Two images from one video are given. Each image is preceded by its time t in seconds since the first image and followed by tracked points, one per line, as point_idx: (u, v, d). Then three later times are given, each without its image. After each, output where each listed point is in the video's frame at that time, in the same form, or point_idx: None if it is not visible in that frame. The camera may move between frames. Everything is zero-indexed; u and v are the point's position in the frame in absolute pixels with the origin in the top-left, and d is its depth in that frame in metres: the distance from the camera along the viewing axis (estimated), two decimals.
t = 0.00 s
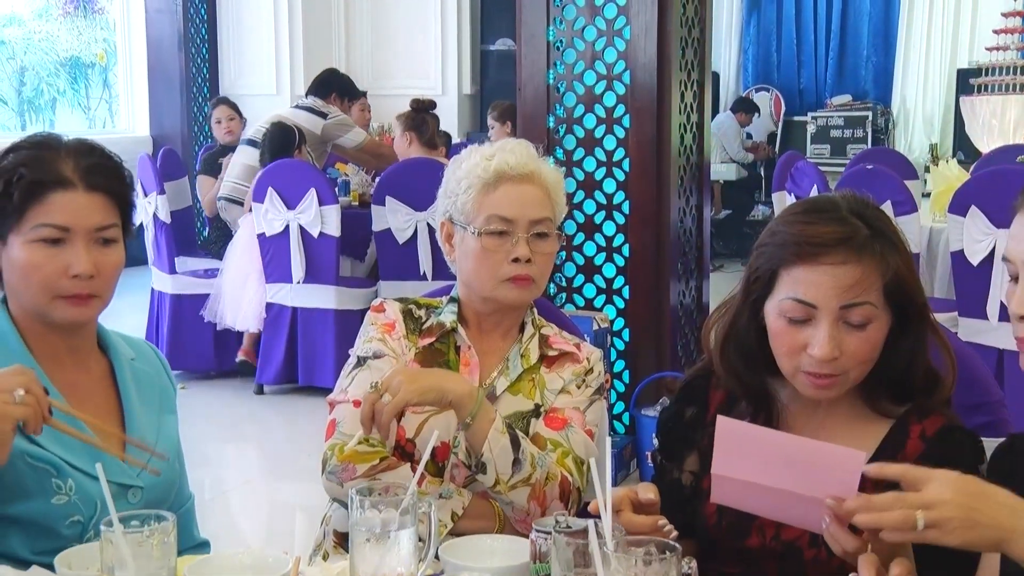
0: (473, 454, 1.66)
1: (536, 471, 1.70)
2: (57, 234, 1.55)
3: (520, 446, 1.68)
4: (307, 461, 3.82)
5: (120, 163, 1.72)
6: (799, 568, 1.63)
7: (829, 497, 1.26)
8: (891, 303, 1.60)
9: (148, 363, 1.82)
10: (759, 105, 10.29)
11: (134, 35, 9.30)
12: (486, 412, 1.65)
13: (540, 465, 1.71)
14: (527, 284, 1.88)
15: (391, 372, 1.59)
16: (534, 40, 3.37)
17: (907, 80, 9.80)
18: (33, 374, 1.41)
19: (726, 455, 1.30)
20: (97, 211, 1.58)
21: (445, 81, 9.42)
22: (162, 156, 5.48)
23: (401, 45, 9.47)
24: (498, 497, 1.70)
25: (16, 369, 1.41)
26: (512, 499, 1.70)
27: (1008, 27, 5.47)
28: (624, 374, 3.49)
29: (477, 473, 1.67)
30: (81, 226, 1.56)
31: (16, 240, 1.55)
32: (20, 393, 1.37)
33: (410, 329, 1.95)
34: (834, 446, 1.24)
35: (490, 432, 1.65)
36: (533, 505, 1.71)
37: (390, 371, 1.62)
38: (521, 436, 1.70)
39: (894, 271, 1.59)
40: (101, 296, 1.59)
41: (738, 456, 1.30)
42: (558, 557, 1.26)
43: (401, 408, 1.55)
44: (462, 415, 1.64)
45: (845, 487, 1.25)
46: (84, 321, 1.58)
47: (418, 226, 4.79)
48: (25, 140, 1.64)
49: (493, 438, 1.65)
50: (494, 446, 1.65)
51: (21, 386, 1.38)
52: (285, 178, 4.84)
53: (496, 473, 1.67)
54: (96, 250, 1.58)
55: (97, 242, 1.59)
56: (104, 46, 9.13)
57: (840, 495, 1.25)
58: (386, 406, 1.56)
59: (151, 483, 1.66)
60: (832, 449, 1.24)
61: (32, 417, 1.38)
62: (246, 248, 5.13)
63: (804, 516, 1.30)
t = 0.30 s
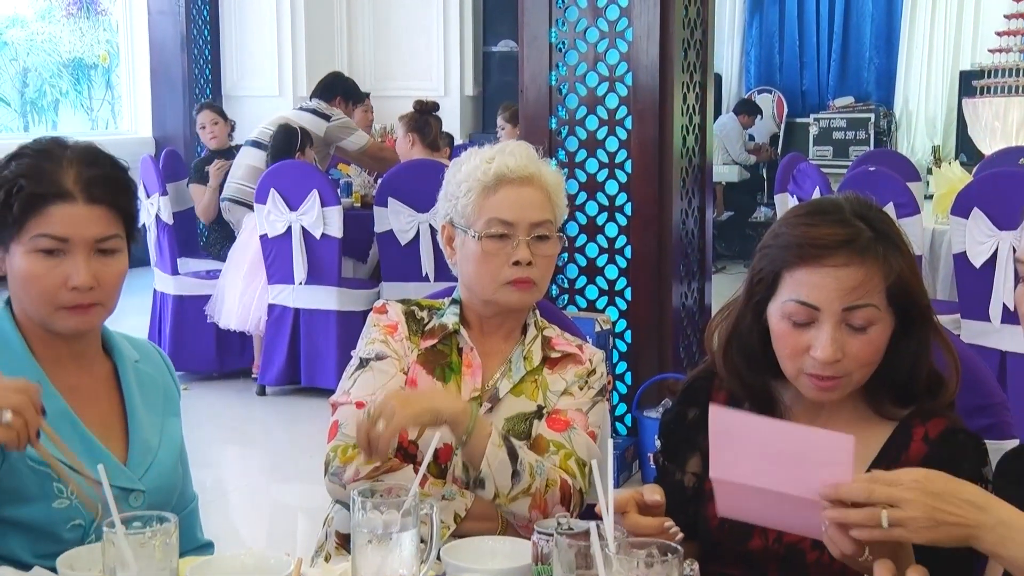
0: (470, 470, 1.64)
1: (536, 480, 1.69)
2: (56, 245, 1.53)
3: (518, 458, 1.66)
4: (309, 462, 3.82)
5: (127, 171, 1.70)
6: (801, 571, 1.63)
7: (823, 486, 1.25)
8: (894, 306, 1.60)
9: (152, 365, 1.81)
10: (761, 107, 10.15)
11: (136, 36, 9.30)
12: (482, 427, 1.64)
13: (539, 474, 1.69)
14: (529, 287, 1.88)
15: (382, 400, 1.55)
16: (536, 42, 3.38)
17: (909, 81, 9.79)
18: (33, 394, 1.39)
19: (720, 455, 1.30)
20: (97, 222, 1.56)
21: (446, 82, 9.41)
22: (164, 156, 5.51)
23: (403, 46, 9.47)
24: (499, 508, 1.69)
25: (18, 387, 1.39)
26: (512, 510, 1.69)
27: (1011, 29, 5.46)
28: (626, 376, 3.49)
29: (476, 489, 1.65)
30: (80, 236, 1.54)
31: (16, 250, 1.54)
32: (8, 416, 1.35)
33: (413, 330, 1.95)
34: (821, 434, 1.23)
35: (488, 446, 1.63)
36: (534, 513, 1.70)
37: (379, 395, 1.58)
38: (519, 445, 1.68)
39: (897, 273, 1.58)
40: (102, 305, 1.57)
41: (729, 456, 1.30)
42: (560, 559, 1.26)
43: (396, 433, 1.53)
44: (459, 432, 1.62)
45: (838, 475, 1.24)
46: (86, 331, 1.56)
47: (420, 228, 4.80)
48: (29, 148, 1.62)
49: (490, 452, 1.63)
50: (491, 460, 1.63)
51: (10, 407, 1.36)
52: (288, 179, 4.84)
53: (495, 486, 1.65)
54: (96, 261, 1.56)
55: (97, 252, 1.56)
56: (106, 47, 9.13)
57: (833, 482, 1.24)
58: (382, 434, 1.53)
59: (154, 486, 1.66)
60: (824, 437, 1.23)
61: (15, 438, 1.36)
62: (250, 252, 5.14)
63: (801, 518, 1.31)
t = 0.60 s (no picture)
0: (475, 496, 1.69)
1: (543, 492, 1.72)
2: (70, 253, 1.54)
3: (523, 475, 1.71)
4: (318, 463, 3.82)
5: (143, 177, 1.71)
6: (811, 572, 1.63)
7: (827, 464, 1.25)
8: (905, 304, 1.59)
9: (159, 367, 1.82)
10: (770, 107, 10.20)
11: (147, 37, 9.32)
12: (484, 453, 1.67)
13: (544, 485, 1.73)
14: (537, 288, 1.88)
15: (386, 443, 1.59)
16: (545, 42, 3.35)
17: (919, 82, 9.77)
18: (72, 428, 1.36)
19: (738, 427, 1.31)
20: (112, 233, 1.56)
21: (456, 83, 9.41)
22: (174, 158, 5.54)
23: (412, 48, 9.48)
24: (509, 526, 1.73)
25: (60, 420, 1.36)
26: (522, 525, 1.73)
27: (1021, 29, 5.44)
28: (636, 377, 3.48)
29: (483, 512, 1.70)
30: (94, 246, 1.54)
31: (31, 256, 1.54)
32: (41, 448, 1.33)
33: (421, 332, 1.95)
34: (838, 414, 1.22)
35: (492, 471, 1.68)
36: (543, 524, 1.74)
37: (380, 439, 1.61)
38: (521, 462, 1.73)
39: (907, 269, 1.58)
40: (114, 314, 1.58)
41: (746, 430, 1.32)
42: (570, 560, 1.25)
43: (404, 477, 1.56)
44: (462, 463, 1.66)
45: (845, 456, 1.23)
46: (98, 339, 1.57)
47: (428, 229, 4.80)
48: (47, 153, 1.62)
49: (495, 476, 1.68)
50: (497, 483, 1.68)
51: (45, 440, 1.33)
52: (298, 180, 4.85)
53: (502, 507, 1.69)
54: (109, 270, 1.56)
55: (111, 261, 1.57)
56: (116, 49, 9.15)
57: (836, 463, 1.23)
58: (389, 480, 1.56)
59: (160, 491, 1.67)
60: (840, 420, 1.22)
61: (47, 469, 1.34)
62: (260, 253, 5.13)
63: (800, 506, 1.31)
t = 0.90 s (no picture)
0: (494, 513, 1.72)
1: (561, 501, 1.73)
2: (97, 258, 1.55)
3: (540, 487, 1.72)
4: (336, 464, 3.83)
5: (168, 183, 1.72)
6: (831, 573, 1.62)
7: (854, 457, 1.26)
8: (931, 295, 1.58)
9: (176, 367, 1.83)
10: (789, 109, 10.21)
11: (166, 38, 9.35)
12: (502, 471, 1.70)
13: (562, 495, 1.74)
14: (559, 289, 1.89)
15: (410, 472, 1.65)
16: (564, 46, 3.36)
17: (938, 83, 9.74)
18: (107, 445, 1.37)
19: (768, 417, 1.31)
20: (140, 239, 1.57)
21: (473, 84, 9.41)
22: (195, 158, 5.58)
23: (430, 50, 9.50)
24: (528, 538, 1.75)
25: (96, 437, 1.37)
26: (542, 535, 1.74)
27: None
28: (654, 380, 3.46)
29: (503, 527, 1.72)
30: (122, 252, 1.56)
31: (57, 259, 1.56)
32: (75, 465, 1.34)
33: (440, 334, 1.95)
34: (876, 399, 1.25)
35: (509, 488, 1.70)
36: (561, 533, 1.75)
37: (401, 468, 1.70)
38: (537, 474, 1.74)
39: (932, 257, 1.58)
40: (138, 319, 1.59)
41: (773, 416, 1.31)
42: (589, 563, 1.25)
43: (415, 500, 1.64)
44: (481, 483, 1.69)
45: (875, 449, 1.24)
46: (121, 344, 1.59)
47: (446, 231, 4.80)
48: (75, 155, 1.63)
49: (513, 490, 1.70)
50: (516, 498, 1.70)
51: (80, 457, 1.35)
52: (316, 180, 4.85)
53: (521, 520, 1.71)
54: (135, 275, 1.58)
55: (137, 268, 1.59)
56: (136, 51, 9.17)
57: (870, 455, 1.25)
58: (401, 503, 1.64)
59: (178, 491, 1.67)
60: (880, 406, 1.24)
61: (81, 486, 1.35)
62: (278, 255, 5.15)
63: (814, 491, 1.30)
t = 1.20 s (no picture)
0: (518, 519, 1.74)
1: (584, 506, 1.73)
2: (142, 266, 1.57)
3: (564, 491, 1.72)
4: (359, 464, 3.84)
5: (211, 190, 1.74)
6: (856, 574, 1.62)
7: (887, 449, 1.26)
8: (968, 295, 1.58)
9: (205, 368, 1.84)
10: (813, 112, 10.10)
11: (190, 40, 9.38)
12: (525, 476, 1.70)
13: (585, 499, 1.74)
14: (585, 291, 1.89)
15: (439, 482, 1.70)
16: (588, 47, 3.36)
17: (965, 86, 9.68)
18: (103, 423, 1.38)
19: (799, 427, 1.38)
20: (186, 249, 1.59)
21: (497, 86, 9.44)
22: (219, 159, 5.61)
23: (453, 50, 9.50)
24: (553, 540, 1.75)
25: (90, 416, 1.38)
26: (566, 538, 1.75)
27: None
28: (677, 382, 3.46)
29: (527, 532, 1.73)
30: (167, 262, 1.58)
31: (101, 265, 1.58)
32: (75, 447, 1.36)
33: (466, 335, 1.96)
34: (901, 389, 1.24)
35: (533, 493, 1.70)
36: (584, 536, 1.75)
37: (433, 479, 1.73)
38: (562, 478, 1.74)
39: (972, 255, 1.58)
40: (176, 327, 1.61)
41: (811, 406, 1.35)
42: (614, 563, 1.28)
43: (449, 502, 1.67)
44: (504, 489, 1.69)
45: (907, 432, 1.23)
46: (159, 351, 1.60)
47: (469, 232, 4.80)
48: (125, 159, 1.66)
49: (536, 497, 1.70)
50: (539, 505, 1.70)
51: (79, 439, 1.36)
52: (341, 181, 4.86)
53: (544, 525, 1.72)
54: (177, 284, 1.60)
55: (179, 277, 1.60)
56: (161, 51, 9.20)
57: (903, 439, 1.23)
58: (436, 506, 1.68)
59: (205, 491, 1.68)
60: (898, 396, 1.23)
61: (84, 466, 1.37)
62: (302, 256, 5.18)
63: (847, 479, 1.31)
